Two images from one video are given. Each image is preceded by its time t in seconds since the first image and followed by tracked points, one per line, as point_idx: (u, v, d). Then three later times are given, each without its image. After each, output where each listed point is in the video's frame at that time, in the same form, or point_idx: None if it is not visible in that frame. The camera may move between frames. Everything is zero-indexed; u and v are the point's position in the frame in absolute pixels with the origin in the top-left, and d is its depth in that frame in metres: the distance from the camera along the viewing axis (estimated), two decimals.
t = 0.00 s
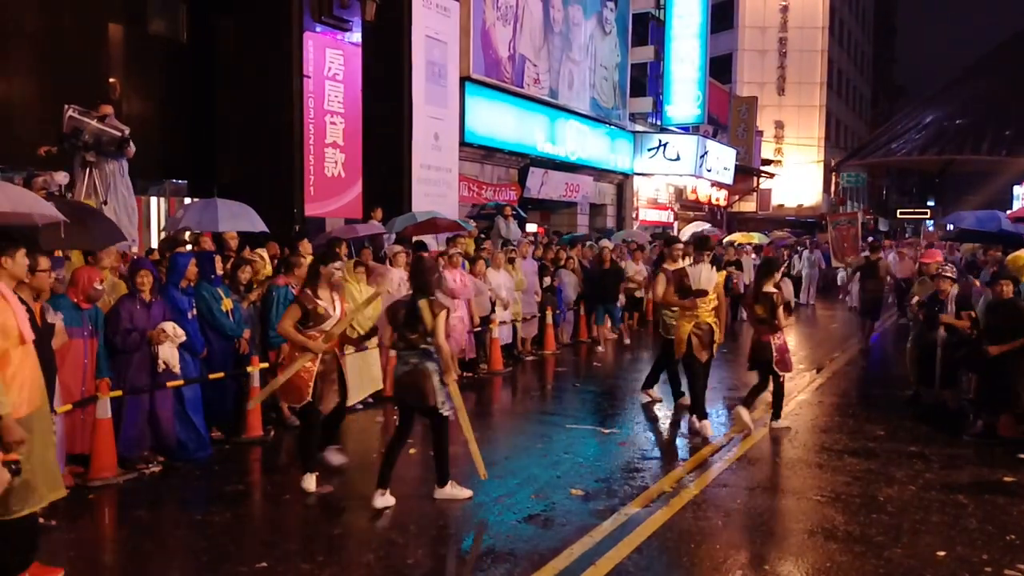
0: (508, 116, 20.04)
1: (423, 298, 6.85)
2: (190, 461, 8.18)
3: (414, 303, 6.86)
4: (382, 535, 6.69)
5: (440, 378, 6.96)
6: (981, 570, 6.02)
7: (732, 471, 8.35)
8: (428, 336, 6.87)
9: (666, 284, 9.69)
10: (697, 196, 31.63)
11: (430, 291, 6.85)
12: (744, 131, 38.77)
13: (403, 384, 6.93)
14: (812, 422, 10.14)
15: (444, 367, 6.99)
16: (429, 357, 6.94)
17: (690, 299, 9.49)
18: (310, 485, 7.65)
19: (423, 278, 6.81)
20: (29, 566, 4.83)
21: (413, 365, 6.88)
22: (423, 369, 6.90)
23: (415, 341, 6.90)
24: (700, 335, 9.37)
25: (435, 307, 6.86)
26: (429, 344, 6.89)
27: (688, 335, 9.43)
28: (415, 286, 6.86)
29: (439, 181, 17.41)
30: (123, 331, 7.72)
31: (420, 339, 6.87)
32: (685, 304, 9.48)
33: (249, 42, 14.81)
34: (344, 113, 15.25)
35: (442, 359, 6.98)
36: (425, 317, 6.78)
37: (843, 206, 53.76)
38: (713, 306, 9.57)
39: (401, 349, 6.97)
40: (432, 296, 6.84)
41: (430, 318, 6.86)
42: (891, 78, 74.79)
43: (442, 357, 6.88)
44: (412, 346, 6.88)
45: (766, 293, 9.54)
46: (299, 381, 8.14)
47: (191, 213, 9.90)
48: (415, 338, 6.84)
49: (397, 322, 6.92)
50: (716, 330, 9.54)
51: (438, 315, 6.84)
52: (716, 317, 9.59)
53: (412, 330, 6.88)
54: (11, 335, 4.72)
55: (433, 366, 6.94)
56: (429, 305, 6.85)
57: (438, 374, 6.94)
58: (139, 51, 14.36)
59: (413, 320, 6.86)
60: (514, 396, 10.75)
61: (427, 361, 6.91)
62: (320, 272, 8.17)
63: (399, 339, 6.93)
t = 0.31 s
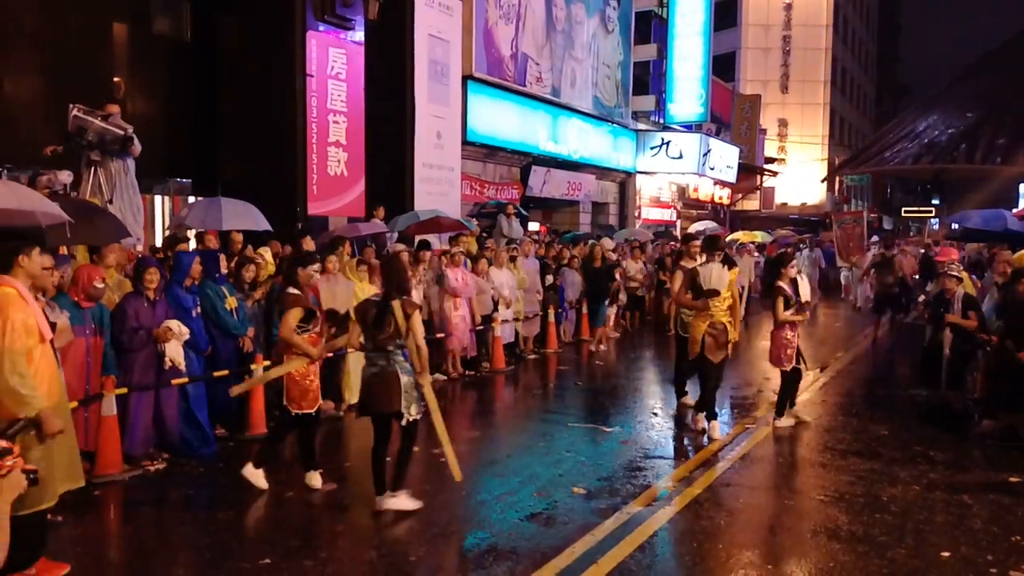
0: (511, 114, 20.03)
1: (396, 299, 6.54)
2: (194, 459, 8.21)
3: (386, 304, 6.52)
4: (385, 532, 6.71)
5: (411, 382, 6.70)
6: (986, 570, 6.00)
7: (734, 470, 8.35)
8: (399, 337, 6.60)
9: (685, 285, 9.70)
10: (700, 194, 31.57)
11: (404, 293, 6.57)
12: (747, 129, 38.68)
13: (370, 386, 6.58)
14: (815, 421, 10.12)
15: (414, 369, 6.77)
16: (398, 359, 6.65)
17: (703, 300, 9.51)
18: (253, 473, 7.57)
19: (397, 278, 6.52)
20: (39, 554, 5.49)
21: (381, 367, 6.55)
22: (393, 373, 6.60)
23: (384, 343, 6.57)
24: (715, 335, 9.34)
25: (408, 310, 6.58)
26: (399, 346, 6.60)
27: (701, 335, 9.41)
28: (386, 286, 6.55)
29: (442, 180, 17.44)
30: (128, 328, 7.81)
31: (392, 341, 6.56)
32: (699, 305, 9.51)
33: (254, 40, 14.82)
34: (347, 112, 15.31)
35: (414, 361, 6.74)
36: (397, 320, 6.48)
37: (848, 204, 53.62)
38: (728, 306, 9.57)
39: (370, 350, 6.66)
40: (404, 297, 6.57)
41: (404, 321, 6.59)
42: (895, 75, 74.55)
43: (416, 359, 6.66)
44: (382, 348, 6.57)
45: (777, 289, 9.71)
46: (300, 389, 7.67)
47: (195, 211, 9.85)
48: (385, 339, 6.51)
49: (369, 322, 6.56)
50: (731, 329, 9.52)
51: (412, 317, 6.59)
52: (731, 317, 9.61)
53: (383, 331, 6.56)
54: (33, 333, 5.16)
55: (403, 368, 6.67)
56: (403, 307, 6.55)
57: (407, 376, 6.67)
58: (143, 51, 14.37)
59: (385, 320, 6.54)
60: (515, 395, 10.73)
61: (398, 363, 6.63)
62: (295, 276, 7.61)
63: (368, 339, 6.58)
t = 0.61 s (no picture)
0: (518, 112, 20.00)
1: (384, 295, 6.32)
2: (200, 453, 8.21)
3: (375, 301, 6.29)
4: (390, 528, 6.71)
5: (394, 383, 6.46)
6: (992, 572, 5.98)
7: (740, 470, 8.33)
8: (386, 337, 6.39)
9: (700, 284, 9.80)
10: (707, 193, 31.50)
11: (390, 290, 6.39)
12: (755, 128, 38.56)
13: (354, 391, 6.29)
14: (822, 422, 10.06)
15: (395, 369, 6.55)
16: (383, 360, 6.39)
17: (720, 297, 9.47)
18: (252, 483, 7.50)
19: (381, 274, 6.31)
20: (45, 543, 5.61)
21: (368, 369, 6.27)
22: (380, 373, 6.34)
23: (370, 343, 6.33)
24: (728, 335, 9.37)
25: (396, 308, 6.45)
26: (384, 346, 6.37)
27: (715, 335, 9.45)
28: (370, 283, 6.33)
29: (450, 177, 17.42)
30: (135, 322, 7.79)
31: (377, 340, 6.32)
32: (714, 303, 9.48)
33: (262, 36, 14.82)
34: (355, 107, 15.30)
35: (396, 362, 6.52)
36: (388, 317, 6.30)
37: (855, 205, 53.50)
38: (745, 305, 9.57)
39: (352, 353, 6.37)
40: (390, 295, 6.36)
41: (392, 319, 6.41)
42: (905, 76, 74.27)
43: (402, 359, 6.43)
44: (368, 349, 6.31)
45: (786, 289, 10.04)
46: (276, 386, 7.48)
47: (202, 206, 9.78)
48: (373, 338, 6.26)
49: (355, 321, 6.31)
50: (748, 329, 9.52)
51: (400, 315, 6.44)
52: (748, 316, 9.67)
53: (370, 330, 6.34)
54: (44, 325, 5.20)
55: (387, 369, 6.40)
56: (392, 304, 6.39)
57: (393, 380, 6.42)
58: (151, 45, 14.37)
59: (374, 318, 6.31)
60: (521, 392, 10.72)
61: (384, 364, 6.38)
62: (270, 271, 7.44)
63: (351, 341, 6.34)
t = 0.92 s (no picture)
0: (525, 108, 19.95)
1: (347, 297, 6.32)
2: (207, 449, 8.19)
3: (340, 303, 6.28)
4: (396, 524, 6.72)
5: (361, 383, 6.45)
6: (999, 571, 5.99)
7: (745, 468, 8.34)
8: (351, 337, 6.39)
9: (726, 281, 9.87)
10: (713, 190, 31.43)
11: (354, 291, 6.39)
12: (761, 124, 38.45)
13: (318, 392, 6.30)
14: (828, 421, 10.04)
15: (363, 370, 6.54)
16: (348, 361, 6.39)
17: (741, 294, 9.57)
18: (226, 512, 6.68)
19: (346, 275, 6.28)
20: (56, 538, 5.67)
21: (332, 371, 6.28)
22: (344, 374, 6.35)
23: (334, 345, 6.32)
24: (748, 334, 9.42)
25: (359, 308, 6.46)
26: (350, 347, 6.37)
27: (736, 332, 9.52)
28: (333, 284, 6.29)
29: (455, 173, 17.39)
30: (141, 319, 7.80)
31: (343, 342, 6.31)
32: (739, 299, 9.56)
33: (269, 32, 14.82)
34: (362, 103, 15.19)
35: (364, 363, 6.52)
36: (352, 316, 6.31)
37: (860, 201, 53.39)
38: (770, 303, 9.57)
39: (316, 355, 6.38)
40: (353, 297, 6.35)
41: (356, 320, 6.41)
42: (911, 73, 74.03)
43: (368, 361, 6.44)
44: (333, 351, 6.30)
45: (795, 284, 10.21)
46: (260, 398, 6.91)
47: (208, 202, 9.57)
48: (338, 338, 6.24)
49: (319, 323, 6.27)
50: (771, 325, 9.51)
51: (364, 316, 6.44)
52: (774, 314, 9.70)
53: (334, 331, 6.33)
54: (58, 318, 5.28)
55: (353, 370, 6.41)
56: (357, 305, 6.38)
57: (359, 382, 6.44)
58: (159, 39, 14.33)
59: (341, 320, 6.30)
60: (526, 389, 10.73)
61: (350, 366, 6.38)
62: (243, 274, 6.72)
63: (314, 342, 6.31)
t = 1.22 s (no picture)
0: (531, 109, 19.95)
1: (309, 297, 5.90)
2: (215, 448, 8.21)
3: (297, 304, 5.84)
4: (401, 524, 6.73)
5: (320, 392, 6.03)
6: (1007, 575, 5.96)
7: (751, 470, 8.34)
8: (311, 341, 5.97)
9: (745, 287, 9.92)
10: (719, 191, 31.37)
11: (317, 292, 5.96)
12: (768, 125, 38.35)
13: (272, 398, 5.89)
14: (834, 423, 10.01)
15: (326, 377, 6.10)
16: (308, 368, 5.99)
17: (760, 295, 9.51)
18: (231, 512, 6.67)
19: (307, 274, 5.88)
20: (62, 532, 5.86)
21: (289, 376, 5.87)
22: (301, 380, 5.93)
23: (293, 348, 5.92)
24: (762, 335, 9.37)
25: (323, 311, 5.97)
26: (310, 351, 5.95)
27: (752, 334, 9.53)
28: (295, 282, 5.90)
29: (460, 173, 17.38)
30: (149, 320, 7.81)
31: (300, 346, 5.89)
32: (756, 302, 9.53)
33: (276, 32, 14.85)
34: (368, 103, 15.26)
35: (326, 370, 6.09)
36: (313, 319, 5.87)
37: (867, 202, 53.28)
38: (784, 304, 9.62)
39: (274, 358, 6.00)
40: (313, 299, 5.92)
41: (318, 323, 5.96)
42: (919, 75, 73.79)
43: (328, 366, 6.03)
44: (289, 355, 5.90)
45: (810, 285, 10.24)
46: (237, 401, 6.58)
47: (216, 203, 9.54)
48: (296, 342, 5.84)
49: (275, 324, 5.89)
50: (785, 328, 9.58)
51: (327, 320, 5.97)
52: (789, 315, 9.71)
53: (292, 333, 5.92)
54: (65, 312, 5.29)
55: (312, 378, 5.99)
56: (319, 307, 5.93)
57: (318, 387, 6.03)
58: (167, 40, 14.37)
59: (297, 322, 5.84)
60: (532, 390, 10.72)
61: (308, 371, 5.98)
62: (228, 270, 6.66)
63: (271, 344, 5.92)
